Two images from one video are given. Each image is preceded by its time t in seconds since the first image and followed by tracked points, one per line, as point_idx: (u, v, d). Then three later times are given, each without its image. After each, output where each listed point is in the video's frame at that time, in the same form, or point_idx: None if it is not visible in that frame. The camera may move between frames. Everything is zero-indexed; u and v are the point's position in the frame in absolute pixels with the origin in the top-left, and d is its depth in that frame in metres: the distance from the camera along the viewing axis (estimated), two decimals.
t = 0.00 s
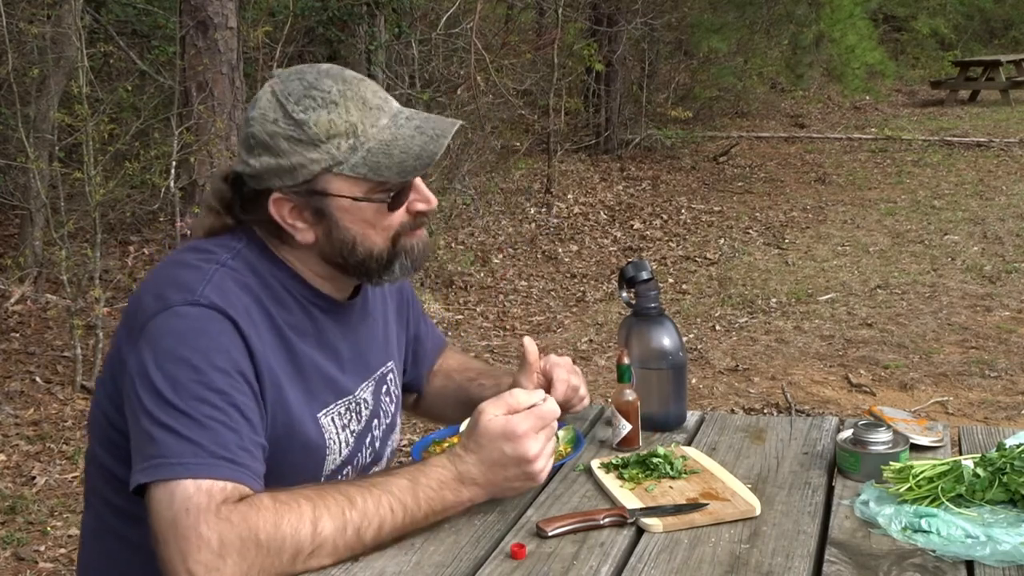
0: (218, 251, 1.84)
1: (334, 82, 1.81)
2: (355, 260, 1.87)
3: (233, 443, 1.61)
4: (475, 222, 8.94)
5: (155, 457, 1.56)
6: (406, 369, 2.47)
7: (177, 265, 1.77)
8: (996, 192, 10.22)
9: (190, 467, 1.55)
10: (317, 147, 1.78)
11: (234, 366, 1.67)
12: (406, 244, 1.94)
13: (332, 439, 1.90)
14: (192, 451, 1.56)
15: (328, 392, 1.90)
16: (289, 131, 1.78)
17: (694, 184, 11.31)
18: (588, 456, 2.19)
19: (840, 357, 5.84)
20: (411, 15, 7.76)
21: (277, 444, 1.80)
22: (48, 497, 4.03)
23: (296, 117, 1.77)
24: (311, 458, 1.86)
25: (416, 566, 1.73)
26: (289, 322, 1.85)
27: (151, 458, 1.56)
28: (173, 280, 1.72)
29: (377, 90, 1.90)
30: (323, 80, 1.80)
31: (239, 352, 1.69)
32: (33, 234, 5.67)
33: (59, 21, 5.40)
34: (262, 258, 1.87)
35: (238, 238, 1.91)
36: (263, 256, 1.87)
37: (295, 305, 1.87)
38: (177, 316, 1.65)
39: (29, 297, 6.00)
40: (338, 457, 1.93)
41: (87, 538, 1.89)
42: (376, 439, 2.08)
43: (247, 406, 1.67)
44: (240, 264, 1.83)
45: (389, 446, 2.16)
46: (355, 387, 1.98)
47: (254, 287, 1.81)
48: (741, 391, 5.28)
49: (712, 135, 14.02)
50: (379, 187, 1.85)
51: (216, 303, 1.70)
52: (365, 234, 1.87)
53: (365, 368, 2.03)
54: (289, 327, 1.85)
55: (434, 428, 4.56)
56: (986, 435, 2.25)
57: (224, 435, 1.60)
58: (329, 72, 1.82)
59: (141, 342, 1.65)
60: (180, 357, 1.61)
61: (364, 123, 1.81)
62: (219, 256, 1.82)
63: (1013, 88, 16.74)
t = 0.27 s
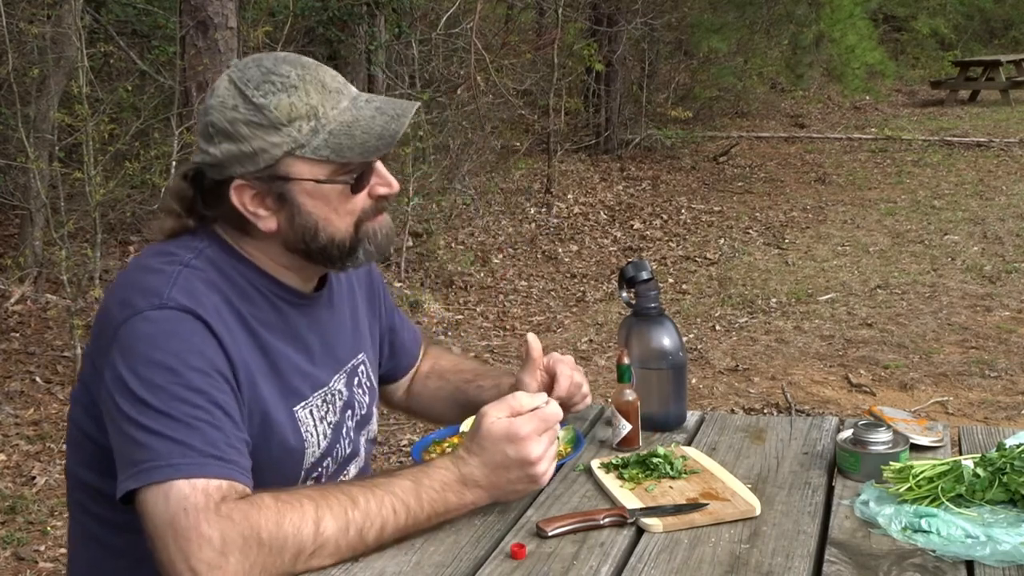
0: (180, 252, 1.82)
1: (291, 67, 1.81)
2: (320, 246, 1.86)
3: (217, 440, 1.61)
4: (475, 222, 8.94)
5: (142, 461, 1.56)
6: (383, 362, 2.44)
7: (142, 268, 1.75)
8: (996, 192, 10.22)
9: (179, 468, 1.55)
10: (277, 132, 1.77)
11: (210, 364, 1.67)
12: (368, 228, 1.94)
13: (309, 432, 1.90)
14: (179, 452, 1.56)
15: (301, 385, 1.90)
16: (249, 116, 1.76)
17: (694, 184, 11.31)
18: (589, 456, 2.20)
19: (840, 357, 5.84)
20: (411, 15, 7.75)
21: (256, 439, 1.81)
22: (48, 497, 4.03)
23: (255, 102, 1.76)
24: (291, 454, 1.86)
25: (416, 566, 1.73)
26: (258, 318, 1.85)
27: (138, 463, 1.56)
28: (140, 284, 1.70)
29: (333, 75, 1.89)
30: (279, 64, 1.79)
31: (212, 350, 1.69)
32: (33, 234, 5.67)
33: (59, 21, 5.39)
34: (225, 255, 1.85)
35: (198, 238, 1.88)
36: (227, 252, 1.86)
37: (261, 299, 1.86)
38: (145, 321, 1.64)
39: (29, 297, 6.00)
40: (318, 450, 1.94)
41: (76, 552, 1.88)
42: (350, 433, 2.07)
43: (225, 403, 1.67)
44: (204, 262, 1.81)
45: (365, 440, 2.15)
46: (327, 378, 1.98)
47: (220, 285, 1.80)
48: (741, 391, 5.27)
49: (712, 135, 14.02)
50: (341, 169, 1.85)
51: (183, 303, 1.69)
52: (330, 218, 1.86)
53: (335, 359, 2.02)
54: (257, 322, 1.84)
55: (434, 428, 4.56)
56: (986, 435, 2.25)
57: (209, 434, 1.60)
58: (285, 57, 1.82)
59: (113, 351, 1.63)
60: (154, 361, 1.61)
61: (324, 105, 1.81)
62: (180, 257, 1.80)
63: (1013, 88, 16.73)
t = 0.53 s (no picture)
0: (162, 246, 1.82)
1: (255, 37, 1.93)
2: (265, 212, 1.90)
3: (210, 435, 1.62)
4: (475, 222, 8.94)
5: (136, 459, 1.57)
6: (365, 355, 2.45)
7: (127, 264, 1.75)
8: (996, 192, 10.22)
9: (173, 465, 1.56)
10: (229, 90, 1.86)
11: (199, 358, 1.67)
12: (317, 204, 1.96)
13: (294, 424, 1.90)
14: (173, 449, 1.57)
15: (287, 376, 1.90)
16: (206, 75, 1.86)
17: (694, 184, 11.31)
18: (589, 456, 2.20)
19: (840, 357, 5.84)
20: (411, 15, 7.74)
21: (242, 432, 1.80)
22: (48, 497, 4.03)
23: (213, 61, 1.87)
24: (276, 447, 1.86)
25: (416, 566, 1.72)
26: (242, 311, 1.86)
27: (131, 460, 1.57)
28: (126, 280, 1.70)
29: (297, 50, 2.00)
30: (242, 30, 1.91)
31: (201, 343, 1.69)
32: (33, 234, 5.68)
33: (59, 20, 5.39)
34: (204, 245, 1.87)
35: (175, 229, 1.89)
36: (206, 244, 1.87)
37: (245, 289, 1.88)
38: (132, 317, 1.64)
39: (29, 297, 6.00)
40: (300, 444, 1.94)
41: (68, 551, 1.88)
42: (332, 421, 2.06)
43: (216, 396, 1.67)
44: (183, 256, 1.81)
45: (349, 431, 2.14)
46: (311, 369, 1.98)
47: (203, 278, 1.81)
48: (741, 391, 5.27)
49: (712, 135, 14.02)
50: (288, 133, 1.91)
51: (169, 298, 1.69)
52: (276, 183, 1.92)
53: (317, 349, 2.03)
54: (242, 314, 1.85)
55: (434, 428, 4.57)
56: (986, 435, 2.25)
57: (202, 430, 1.61)
58: (250, 30, 1.94)
59: (102, 349, 1.64)
60: (142, 357, 1.61)
61: (278, 69, 1.90)
62: (163, 251, 1.80)
63: (1014, 88, 16.73)
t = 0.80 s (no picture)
0: (170, 244, 1.82)
1: (286, 38, 2.00)
2: (257, 204, 1.93)
3: (213, 435, 1.62)
4: (475, 222, 8.95)
5: (138, 456, 1.57)
6: (374, 359, 2.46)
7: (133, 261, 1.75)
8: (996, 192, 10.22)
9: (175, 464, 1.56)
10: (243, 82, 1.91)
11: (205, 357, 1.67)
12: (310, 205, 1.97)
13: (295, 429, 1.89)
14: (175, 447, 1.57)
15: (291, 381, 1.89)
16: (229, 65, 1.93)
17: (694, 184, 11.32)
18: (589, 456, 2.20)
19: (840, 357, 5.84)
20: (411, 15, 7.74)
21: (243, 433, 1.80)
22: (47, 497, 4.03)
23: (236, 54, 1.94)
24: (276, 449, 1.86)
25: (416, 566, 1.72)
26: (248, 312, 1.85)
27: (134, 458, 1.57)
28: (131, 277, 1.70)
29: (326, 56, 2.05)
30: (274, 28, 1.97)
31: (207, 342, 1.69)
32: (33, 234, 5.68)
33: (59, 20, 5.39)
34: (212, 245, 1.87)
35: (183, 226, 1.90)
36: (217, 244, 1.88)
37: (254, 293, 1.88)
38: (138, 314, 1.64)
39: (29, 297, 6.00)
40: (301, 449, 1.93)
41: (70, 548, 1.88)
42: (335, 429, 2.06)
43: (221, 395, 1.68)
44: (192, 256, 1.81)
45: (352, 439, 2.14)
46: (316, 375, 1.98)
47: (211, 277, 1.81)
48: (741, 391, 5.28)
49: (712, 135, 14.01)
50: (289, 128, 1.93)
51: (175, 296, 1.69)
52: (272, 178, 1.95)
53: (324, 354, 2.03)
54: (248, 317, 1.85)
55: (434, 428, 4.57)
56: (986, 435, 2.25)
57: (205, 429, 1.61)
58: (287, 34, 2.01)
59: (107, 345, 1.64)
60: (147, 355, 1.61)
61: (293, 67, 1.93)
62: (172, 249, 1.80)
63: (1014, 88, 16.73)
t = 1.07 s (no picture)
0: (201, 246, 1.83)
1: (343, 58, 1.94)
2: (296, 229, 1.89)
3: (230, 437, 1.62)
4: (475, 222, 8.95)
5: (152, 454, 1.56)
6: (395, 370, 2.47)
7: (160, 260, 1.76)
8: (996, 192, 10.22)
9: (188, 464, 1.55)
10: (293, 103, 1.87)
11: (225, 358, 1.67)
12: (347, 237, 1.92)
13: (319, 434, 1.91)
14: (189, 447, 1.56)
15: (313, 388, 1.90)
16: (281, 83, 1.89)
17: (694, 184, 11.32)
18: (589, 456, 2.20)
19: (840, 356, 5.84)
20: (411, 15, 7.74)
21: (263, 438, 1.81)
22: (48, 497, 4.03)
23: (292, 72, 1.89)
24: (300, 455, 1.87)
25: (417, 566, 1.72)
26: (274, 316, 1.86)
27: (148, 455, 1.56)
28: (157, 275, 1.71)
29: (382, 82, 1.99)
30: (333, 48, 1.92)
31: (228, 343, 1.69)
32: (33, 234, 5.68)
33: (59, 20, 5.39)
34: (248, 252, 1.87)
35: (220, 230, 1.91)
36: (251, 250, 1.88)
37: (281, 298, 1.88)
38: (162, 311, 1.64)
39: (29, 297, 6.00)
40: (326, 455, 1.95)
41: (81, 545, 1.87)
42: (361, 441, 2.08)
43: (239, 398, 1.67)
44: (224, 258, 1.83)
45: (375, 451, 2.16)
46: (340, 385, 1.99)
47: (239, 280, 1.81)
48: (741, 391, 5.28)
49: (712, 135, 14.01)
50: (333, 158, 1.88)
51: (200, 296, 1.69)
52: (312, 205, 1.91)
53: (348, 364, 2.03)
54: (277, 322, 1.86)
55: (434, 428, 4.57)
56: (986, 435, 2.25)
57: (221, 430, 1.60)
58: (345, 53, 1.95)
59: (128, 339, 1.64)
60: (169, 352, 1.61)
61: (344, 95, 1.88)
62: (202, 250, 1.82)
63: (1014, 88, 16.72)
